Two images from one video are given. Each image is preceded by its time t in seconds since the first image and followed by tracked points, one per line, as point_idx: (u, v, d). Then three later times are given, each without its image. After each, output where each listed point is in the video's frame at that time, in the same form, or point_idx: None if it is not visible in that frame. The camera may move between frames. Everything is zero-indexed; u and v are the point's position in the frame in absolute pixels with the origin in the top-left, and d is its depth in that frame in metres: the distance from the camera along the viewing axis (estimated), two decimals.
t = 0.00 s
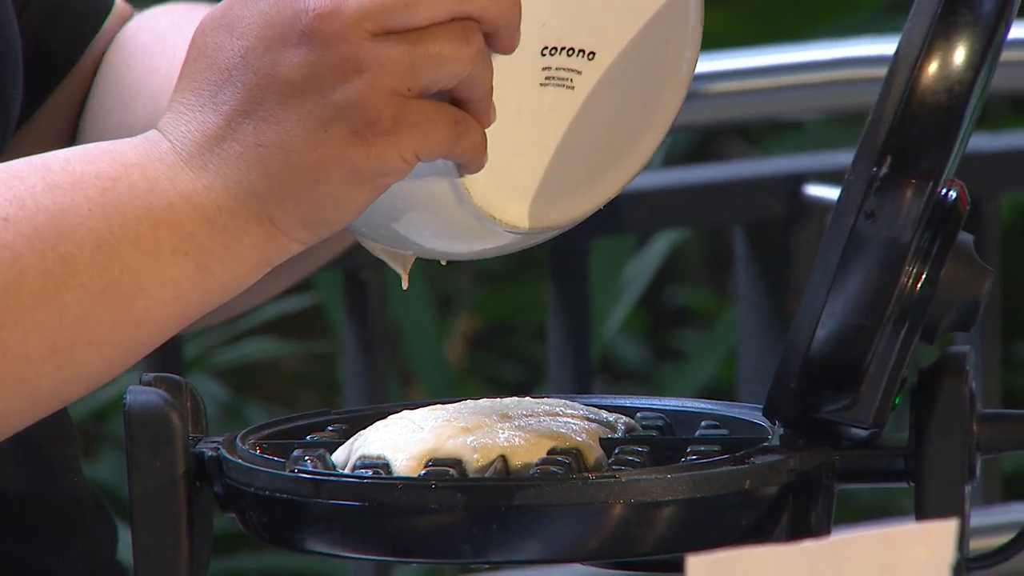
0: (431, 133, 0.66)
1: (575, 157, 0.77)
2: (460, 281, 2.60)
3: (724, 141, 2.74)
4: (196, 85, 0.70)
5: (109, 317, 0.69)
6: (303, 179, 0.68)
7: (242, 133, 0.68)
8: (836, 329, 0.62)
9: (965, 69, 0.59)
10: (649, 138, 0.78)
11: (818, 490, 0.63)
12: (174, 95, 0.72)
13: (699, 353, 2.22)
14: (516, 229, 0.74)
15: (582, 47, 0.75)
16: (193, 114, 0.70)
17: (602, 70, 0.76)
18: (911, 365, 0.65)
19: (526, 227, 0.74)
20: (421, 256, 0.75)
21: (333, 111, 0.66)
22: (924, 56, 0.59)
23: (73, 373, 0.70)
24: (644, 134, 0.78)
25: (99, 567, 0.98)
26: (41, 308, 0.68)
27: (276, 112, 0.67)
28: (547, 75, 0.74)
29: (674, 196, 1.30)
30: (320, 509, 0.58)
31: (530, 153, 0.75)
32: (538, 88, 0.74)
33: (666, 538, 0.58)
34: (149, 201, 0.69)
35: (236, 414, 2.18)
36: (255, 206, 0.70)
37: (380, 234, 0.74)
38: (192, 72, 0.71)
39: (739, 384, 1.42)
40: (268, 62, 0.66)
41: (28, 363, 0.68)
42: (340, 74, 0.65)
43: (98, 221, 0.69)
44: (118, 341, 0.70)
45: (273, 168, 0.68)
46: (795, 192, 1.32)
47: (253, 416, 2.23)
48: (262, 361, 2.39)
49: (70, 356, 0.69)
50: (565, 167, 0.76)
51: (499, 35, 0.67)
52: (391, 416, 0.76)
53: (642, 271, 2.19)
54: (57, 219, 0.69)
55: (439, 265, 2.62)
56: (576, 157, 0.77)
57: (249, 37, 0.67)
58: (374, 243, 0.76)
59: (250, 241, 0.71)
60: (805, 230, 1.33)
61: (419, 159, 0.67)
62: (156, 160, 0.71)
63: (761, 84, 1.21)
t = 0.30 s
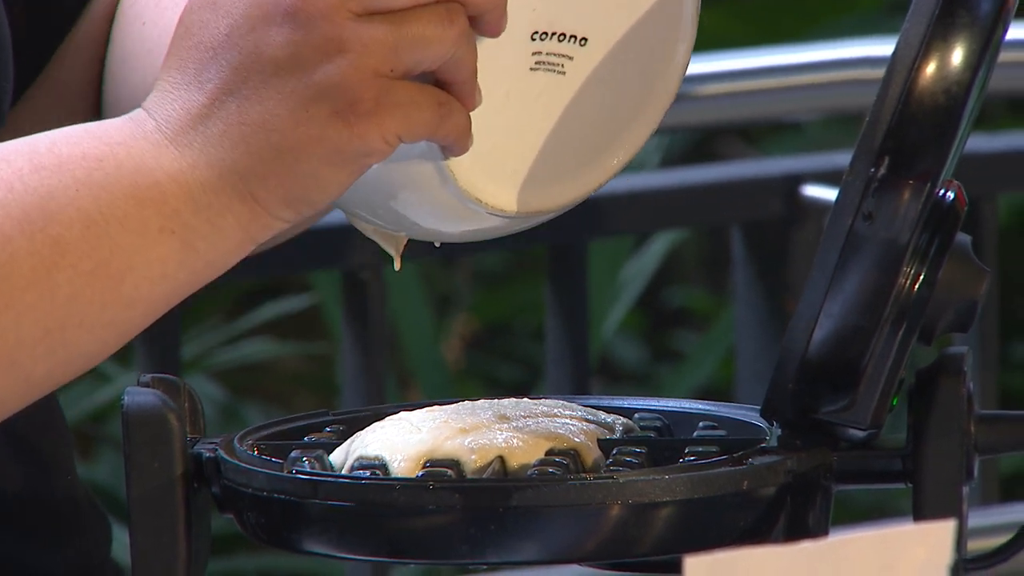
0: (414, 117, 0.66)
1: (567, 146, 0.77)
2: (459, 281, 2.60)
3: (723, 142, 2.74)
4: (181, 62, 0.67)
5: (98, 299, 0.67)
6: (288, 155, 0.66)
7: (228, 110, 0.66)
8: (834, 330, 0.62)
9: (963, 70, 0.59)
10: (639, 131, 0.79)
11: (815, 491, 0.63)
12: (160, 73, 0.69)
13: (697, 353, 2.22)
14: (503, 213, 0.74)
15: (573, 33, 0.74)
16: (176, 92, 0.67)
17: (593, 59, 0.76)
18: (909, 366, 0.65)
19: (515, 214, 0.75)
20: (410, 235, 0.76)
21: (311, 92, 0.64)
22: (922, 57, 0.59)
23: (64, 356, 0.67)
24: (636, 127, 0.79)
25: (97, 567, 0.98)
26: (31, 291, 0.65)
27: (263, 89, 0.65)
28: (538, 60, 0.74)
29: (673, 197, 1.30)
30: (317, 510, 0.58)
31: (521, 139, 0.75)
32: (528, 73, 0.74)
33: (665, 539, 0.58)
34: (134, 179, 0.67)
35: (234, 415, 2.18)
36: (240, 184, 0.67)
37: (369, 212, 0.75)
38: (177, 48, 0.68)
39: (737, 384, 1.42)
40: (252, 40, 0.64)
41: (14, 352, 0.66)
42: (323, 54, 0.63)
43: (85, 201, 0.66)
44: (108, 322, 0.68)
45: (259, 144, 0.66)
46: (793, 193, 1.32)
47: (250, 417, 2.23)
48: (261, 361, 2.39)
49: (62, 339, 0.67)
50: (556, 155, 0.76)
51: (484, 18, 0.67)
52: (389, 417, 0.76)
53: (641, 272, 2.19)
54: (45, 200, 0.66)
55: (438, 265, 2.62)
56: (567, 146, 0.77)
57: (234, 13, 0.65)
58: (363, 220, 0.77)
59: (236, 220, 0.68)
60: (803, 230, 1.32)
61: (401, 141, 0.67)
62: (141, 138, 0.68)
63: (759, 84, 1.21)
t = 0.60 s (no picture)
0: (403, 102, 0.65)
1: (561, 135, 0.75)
2: (459, 281, 2.60)
3: (724, 142, 2.74)
4: (168, 58, 0.69)
5: (89, 294, 0.68)
6: (278, 147, 0.67)
7: (216, 103, 0.67)
8: (835, 328, 0.62)
9: (964, 69, 0.59)
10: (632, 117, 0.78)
11: (816, 490, 0.63)
12: (150, 68, 0.71)
13: (698, 353, 2.22)
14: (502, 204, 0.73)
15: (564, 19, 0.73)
16: (165, 86, 0.69)
17: (585, 45, 0.74)
18: (910, 364, 0.64)
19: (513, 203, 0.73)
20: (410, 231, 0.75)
21: (300, 80, 0.65)
22: (923, 56, 0.59)
23: (54, 353, 0.69)
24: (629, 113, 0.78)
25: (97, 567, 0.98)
26: (22, 287, 0.67)
27: (250, 80, 0.66)
28: (529, 47, 0.72)
29: (673, 196, 1.30)
30: (318, 509, 0.58)
31: (514, 127, 0.73)
32: (518, 61, 0.72)
33: (665, 538, 0.58)
34: (125, 175, 0.69)
35: (234, 414, 2.19)
36: (231, 176, 0.69)
37: (367, 208, 0.74)
38: (165, 42, 0.69)
39: (738, 384, 1.42)
40: (238, 31, 0.66)
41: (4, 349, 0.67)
42: (309, 43, 0.64)
43: (75, 197, 0.68)
44: (99, 318, 0.69)
45: (248, 136, 0.67)
46: (793, 192, 1.32)
47: (251, 416, 2.24)
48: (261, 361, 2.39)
49: (53, 335, 0.68)
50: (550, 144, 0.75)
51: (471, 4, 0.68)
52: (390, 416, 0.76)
53: (641, 271, 2.19)
54: (35, 196, 0.68)
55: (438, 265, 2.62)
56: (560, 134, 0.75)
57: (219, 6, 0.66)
58: (362, 219, 0.76)
59: (228, 212, 0.70)
60: (803, 230, 1.33)
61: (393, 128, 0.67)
62: (132, 134, 0.69)
63: (759, 84, 1.21)
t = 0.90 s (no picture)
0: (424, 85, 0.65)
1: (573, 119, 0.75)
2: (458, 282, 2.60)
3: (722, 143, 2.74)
4: (185, 49, 0.68)
5: (112, 286, 0.68)
6: (302, 134, 0.66)
7: (238, 93, 0.67)
8: (834, 330, 0.62)
9: (963, 70, 0.59)
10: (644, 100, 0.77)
11: (816, 491, 0.63)
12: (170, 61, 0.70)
13: (697, 354, 2.22)
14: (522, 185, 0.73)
15: None
16: (187, 78, 0.69)
17: (597, 23, 0.74)
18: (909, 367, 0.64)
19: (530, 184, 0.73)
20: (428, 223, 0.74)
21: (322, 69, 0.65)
22: (922, 58, 0.59)
23: (78, 343, 0.69)
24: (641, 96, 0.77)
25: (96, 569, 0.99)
26: (44, 278, 0.67)
27: (272, 67, 0.65)
28: (539, 28, 0.72)
29: (673, 197, 1.30)
30: (317, 510, 0.58)
31: (533, 108, 0.73)
32: (532, 42, 0.72)
33: (664, 539, 0.58)
34: (149, 167, 0.69)
35: (234, 416, 2.19)
36: (257, 166, 0.68)
37: (384, 199, 0.74)
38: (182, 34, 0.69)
39: (737, 385, 1.42)
40: (254, 20, 0.65)
41: (24, 341, 0.68)
42: (327, 28, 0.64)
43: (99, 188, 0.68)
44: (124, 310, 0.69)
45: (272, 124, 0.67)
46: (793, 193, 1.32)
47: (250, 418, 2.24)
48: (260, 362, 2.39)
49: (76, 326, 0.68)
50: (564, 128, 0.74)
51: None
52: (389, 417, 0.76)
53: (641, 273, 2.19)
54: (58, 188, 0.68)
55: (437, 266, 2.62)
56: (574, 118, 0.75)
57: None
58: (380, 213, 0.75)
59: (255, 203, 0.69)
60: (802, 231, 1.33)
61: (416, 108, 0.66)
62: (156, 125, 0.69)
63: (758, 85, 1.21)
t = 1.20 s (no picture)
0: (438, 65, 0.66)
1: (591, 107, 0.71)
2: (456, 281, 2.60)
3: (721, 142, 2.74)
4: (200, 58, 0.69)
5: (130, 284, 0.68)
6: (319, 126, 0.66)
7: (252, 91, 0.67)
8: (832, 329, 0.62)
9: (961, 70, 0.58)
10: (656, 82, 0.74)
11: (814, 491, 0.63)
12: (181, 72, 0.71)
13: (695, 353, 2.22)
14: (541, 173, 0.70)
15: None
16: (203, 82, 0.69)
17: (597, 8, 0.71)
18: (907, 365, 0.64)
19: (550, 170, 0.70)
20: (451, 221, 0.73)
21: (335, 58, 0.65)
22: (920, 58, 0.58)
23: (94, 341, 0.68)
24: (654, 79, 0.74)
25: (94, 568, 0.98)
26: (64, 274, 0.67)
27: (286, 62, 0.66)
28: (543, 16, 0.69)
29: (672, 196, 1.30)
30: (316, 509, 0.58)
31: (544, 100, 0.70)
32: (535, 32, 0.69)
33: (662, 538, 0.58)
34: (168, 167, 0.68)
35: (232, 415, 2.18)
36: (276, 164, 0.68)
37: (403, 197, 0.72)
38: (194, 44, 0.70)
39: (736, 384, 1.42)
40: (262, 18, 0.67)
41: (40, 336, 0.67)
42: (333, 14, 0.65)
43: (119, 187, 0.68)
44: (142, 310, 0.68)
45: (288, 118, 0.67)
46: (792, 192, 1.32)
47: (249, 417, 2.23)
48: (259, 361, 2.39)
49: (93, 325, 0.68)
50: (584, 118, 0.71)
51: None
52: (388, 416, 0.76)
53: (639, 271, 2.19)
54: (78, 186, 0.68)
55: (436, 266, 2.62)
56: (591, 106, 0.71)
57: None
58: (401, 214, 0.74)
59: (275, 202, 0.69)
60: (800, 230, 1.33)
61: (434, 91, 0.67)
62: (177, 128, 0.69)
63: (756, 85, 1.21)
